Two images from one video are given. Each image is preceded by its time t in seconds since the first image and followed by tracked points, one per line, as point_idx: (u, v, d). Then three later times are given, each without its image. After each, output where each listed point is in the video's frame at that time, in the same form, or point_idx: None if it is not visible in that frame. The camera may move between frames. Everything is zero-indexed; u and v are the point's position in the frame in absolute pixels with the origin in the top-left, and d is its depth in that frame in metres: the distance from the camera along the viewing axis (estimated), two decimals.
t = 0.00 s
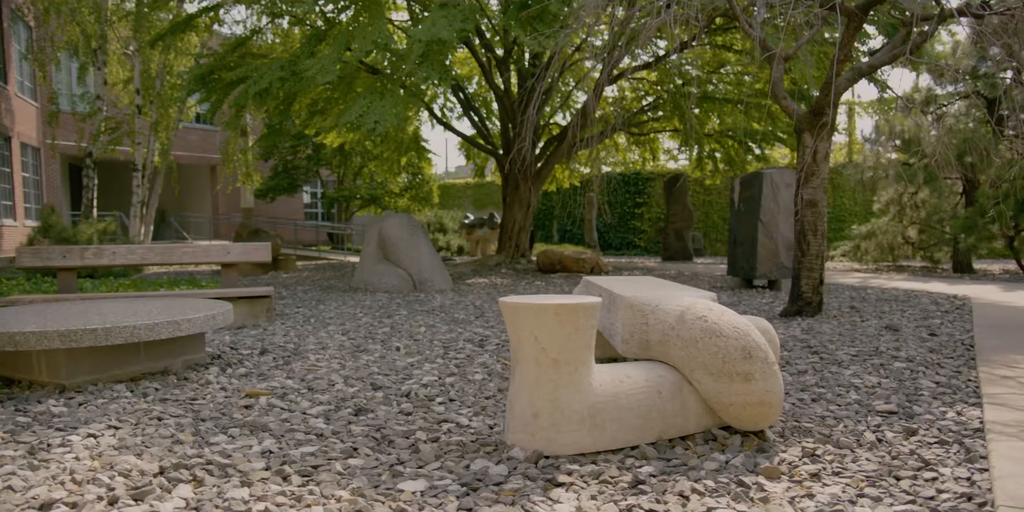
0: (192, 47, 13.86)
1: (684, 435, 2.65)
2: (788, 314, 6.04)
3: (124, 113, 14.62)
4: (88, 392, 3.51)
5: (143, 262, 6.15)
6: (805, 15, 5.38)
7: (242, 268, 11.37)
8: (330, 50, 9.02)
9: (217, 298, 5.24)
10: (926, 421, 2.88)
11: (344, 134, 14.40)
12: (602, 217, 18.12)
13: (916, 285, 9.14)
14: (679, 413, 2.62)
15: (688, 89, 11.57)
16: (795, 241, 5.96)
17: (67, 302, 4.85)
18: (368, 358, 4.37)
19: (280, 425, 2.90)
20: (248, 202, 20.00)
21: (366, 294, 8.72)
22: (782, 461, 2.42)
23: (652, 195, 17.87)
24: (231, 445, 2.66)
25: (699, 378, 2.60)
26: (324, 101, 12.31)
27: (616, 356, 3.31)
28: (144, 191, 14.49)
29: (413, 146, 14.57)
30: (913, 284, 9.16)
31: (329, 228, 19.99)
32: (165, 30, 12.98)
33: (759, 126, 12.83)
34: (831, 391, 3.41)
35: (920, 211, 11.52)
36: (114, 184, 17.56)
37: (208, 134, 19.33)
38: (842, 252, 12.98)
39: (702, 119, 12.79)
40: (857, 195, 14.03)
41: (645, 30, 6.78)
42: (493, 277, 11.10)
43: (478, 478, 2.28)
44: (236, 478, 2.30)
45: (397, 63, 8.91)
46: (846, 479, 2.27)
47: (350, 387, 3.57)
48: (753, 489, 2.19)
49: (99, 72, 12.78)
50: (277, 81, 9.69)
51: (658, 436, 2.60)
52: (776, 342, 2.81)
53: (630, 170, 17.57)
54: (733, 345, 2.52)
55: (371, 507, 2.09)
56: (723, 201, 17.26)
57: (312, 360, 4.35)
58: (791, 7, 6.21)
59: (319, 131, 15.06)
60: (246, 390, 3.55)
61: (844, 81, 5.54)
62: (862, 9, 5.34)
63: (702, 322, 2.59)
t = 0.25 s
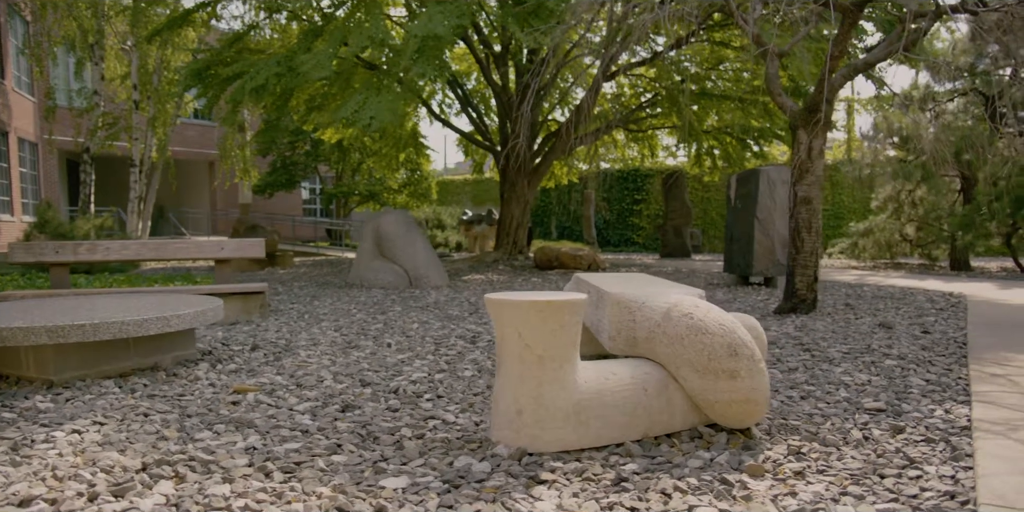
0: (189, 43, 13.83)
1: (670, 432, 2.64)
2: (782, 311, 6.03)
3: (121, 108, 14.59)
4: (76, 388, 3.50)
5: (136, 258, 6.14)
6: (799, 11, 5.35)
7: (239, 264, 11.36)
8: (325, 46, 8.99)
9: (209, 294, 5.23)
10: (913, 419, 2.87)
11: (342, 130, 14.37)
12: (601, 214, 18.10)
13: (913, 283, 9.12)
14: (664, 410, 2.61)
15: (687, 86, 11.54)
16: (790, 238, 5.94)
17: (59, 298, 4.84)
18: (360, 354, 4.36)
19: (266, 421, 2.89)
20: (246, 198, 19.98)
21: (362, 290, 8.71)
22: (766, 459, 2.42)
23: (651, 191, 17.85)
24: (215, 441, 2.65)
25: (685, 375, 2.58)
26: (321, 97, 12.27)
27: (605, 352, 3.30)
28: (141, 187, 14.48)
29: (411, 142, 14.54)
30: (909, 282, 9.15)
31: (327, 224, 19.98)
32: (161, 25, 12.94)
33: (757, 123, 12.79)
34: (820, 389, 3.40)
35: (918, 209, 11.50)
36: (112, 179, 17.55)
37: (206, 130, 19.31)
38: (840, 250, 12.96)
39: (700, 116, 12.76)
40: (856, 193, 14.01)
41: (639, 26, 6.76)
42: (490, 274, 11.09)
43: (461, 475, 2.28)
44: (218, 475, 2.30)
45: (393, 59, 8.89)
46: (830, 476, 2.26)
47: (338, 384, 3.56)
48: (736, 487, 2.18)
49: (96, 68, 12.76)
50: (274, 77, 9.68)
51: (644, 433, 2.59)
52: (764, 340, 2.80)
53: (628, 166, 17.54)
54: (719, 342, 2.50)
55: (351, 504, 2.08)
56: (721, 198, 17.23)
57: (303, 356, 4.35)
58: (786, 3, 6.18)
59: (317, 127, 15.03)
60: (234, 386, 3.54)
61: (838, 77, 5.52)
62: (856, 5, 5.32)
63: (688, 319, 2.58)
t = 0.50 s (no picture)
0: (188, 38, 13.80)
1: (657, 429, 2.63)
2: (777, 308, 6.02)
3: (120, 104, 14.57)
4: (65, 384, 3.50)
5: (131, 253, 6.13)
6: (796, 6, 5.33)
7: (238, 260, 11.35)
8: (322, 41, 8.98)
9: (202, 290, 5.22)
10: (903, 417, 2.86)
11: (341, 126, 14.35)
12: (600, 210, 18.08)
13: (910, 280, 9.10)
14: (652, 408, 2.60)
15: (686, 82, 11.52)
16: (785, 235, 5.92)
17: (52, 293, 4.84)
18: (352, 350, 4.36)
19: (253, 418, 2.88)
20: (245, 194, 19.97)
21: (358, 286, 8.71)
22: (752, 457, 2.40)
23: (650, 188, 17.82)
24: (201, 437, 2.64)
25: (673, 373, 2.57)
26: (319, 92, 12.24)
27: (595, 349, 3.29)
28: (140, 182, 14.47)
29: (410, 137, 14.52)
30: (907, 279, 9.14)
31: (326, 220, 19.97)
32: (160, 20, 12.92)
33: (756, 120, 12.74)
34: (810, 386, 3.38)
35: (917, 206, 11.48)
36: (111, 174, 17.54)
37: (206, 125, 19.29)
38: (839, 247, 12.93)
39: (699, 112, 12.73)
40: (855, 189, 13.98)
41: (636, 21, 6.73)
42: (487, 270, 11.09)
43: (445, 472, 2.27)
44: (202, 471, 2.29)
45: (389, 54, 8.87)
46: (815, 475, 2.25)
47: (328, 380, 3.55)
48: (720, 485, 2.17)
49: (94, 63, 12.74)
50: (271, 73, 9.67)
51: (631, 431, 2.58)
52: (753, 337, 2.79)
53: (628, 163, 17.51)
54: (706, 340, 2.49)
55: (333, 500, 2.07)
56: (721, 195, 17.21)
57: (295, 352, 4.34)
58: None
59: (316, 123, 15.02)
60: (224, 382, 3.54)
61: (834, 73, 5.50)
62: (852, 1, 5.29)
63: (675, 316, 2.57)
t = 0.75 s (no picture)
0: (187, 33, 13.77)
1: (646, 427, 2.62)
2: (773, 305, 6.01)
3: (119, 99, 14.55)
4: (56, 380, 3.50)
5: (126, 249, 6.13)
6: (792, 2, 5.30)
7: (236, 255, 11.34)
8: (320, 36, 8.95)
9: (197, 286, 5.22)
10: (893, 416, 2.84)
11: (340, 122, 14.33)
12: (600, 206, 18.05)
13: (909, 277, 9.07)
14: (640, 406, 2.59)
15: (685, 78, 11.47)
16: (782, 232, 5.90)
17: (46, 289, 4.83)
18: (345, 347, 4.35)
19: (241, 414, 2.87)
20: (245, 190, 19.95)
21: (356, 282, 8.70)
22: (740, 456, 2.39)
23: (650, 184, 17.77)
24: (188, 434, 2.63)
25: (661, 370, 2.56)
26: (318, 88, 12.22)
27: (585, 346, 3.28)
28: (139, 178, 14.46)
29: (410, 133, 14.49)
30: (905, 276, 9.10)
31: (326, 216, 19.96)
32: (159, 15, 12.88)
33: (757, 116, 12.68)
34: (803, 384, 3.37)
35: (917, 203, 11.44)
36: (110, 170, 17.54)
37: (205, 121, 19.27)
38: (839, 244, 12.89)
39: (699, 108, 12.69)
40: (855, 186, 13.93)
41: (633, 16, 6.69)
42: (485, 267, 11.07)
43: (430, 470, 2.26)
44: (186, 468, 2.28)
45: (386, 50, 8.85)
46: (802, 474, 2.24)
47: (320, 377, 3.55)
48: (706, 484, 2.16)
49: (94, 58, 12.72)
50: (269, 68, 9.65)
51: (619, 429, 2.57)
52: (742, 335, 2.78)
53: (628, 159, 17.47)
54: (694, 338, 2.48)
55: (316, 498, 2.06)
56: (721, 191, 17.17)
57: (288, 348, 4.33)
58: None
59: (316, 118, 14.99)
60: (214, 379, 3.53)
61: (831, 69, 5.47)
62: None
63: (664, 314, 2.55)
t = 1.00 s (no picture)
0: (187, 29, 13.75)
1: (636, 425, 2.61)
2: (771, 302, 5.99)
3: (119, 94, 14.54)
4: (48, 376, 3.49)
5: (122, 245, 6.13)
6: None
7: (236, 251, 11.36)
8: (318, 32, 8.92)
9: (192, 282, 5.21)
10: (886, 414, 2.83)
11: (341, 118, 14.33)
12: (601, 202, 18.02)
13: (908, 274, 9.03)
14: (629, 404, 2.58)
15: (685, 74, 11.44)
16: (780, 228, 5.88)
17: (41, 285, 4.83)
18: (339, 343, 4.34)
19: (231, 411, 2.86)
20: (245, 185, 19.94)
21: (354, 278, 8.69)
22: (729, 455, 2.38)
23: (651, 181, 17.74)
24: (177, 431, 2.62)
25: (651, 368, 2.55)
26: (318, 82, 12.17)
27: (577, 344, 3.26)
28: (139, 174, 14.46)
29: (410, 129, 14.47)
30: (905, 273, 9.08)
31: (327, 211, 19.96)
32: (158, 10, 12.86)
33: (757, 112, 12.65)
34: (797, 382, 3.35)
35: (918, 200, 11.39)
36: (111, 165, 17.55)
37: (206, 116, 19.26)
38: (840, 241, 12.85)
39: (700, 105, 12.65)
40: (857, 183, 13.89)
41: (632, 11, 6.66)
42: (485, 263, 11.06)
43: (418, 468, 2.25)
44: (173, 466, 2.27)
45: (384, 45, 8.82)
46: (791, 473, 2.23)
47: (312, 373, 3.54)
48: (694, 484, 2.15)
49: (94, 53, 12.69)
50: (268, 64, 9.64)
51: (608, 427, 2.56)
52: (734, 333, 2.76)
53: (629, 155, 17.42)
54: (684, 336, 2.46)
55: (302, 496, 2.05)
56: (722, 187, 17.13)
57: (282, 345, 4.33)
58: None
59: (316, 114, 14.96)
60: (207, 375, 3.52)
61: (829, 65, 5.44)
62: None
63: (654, 311, 2.54)
